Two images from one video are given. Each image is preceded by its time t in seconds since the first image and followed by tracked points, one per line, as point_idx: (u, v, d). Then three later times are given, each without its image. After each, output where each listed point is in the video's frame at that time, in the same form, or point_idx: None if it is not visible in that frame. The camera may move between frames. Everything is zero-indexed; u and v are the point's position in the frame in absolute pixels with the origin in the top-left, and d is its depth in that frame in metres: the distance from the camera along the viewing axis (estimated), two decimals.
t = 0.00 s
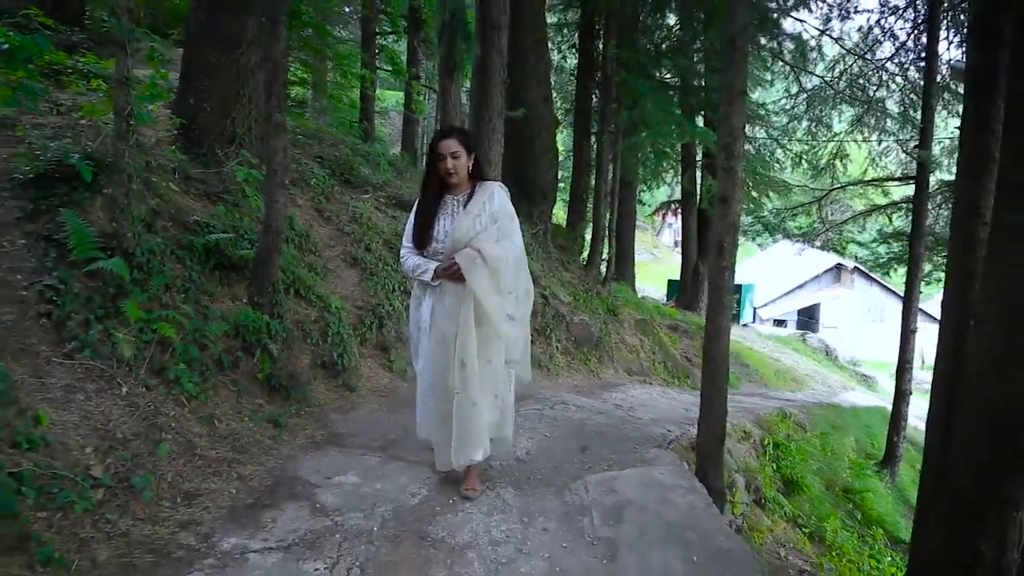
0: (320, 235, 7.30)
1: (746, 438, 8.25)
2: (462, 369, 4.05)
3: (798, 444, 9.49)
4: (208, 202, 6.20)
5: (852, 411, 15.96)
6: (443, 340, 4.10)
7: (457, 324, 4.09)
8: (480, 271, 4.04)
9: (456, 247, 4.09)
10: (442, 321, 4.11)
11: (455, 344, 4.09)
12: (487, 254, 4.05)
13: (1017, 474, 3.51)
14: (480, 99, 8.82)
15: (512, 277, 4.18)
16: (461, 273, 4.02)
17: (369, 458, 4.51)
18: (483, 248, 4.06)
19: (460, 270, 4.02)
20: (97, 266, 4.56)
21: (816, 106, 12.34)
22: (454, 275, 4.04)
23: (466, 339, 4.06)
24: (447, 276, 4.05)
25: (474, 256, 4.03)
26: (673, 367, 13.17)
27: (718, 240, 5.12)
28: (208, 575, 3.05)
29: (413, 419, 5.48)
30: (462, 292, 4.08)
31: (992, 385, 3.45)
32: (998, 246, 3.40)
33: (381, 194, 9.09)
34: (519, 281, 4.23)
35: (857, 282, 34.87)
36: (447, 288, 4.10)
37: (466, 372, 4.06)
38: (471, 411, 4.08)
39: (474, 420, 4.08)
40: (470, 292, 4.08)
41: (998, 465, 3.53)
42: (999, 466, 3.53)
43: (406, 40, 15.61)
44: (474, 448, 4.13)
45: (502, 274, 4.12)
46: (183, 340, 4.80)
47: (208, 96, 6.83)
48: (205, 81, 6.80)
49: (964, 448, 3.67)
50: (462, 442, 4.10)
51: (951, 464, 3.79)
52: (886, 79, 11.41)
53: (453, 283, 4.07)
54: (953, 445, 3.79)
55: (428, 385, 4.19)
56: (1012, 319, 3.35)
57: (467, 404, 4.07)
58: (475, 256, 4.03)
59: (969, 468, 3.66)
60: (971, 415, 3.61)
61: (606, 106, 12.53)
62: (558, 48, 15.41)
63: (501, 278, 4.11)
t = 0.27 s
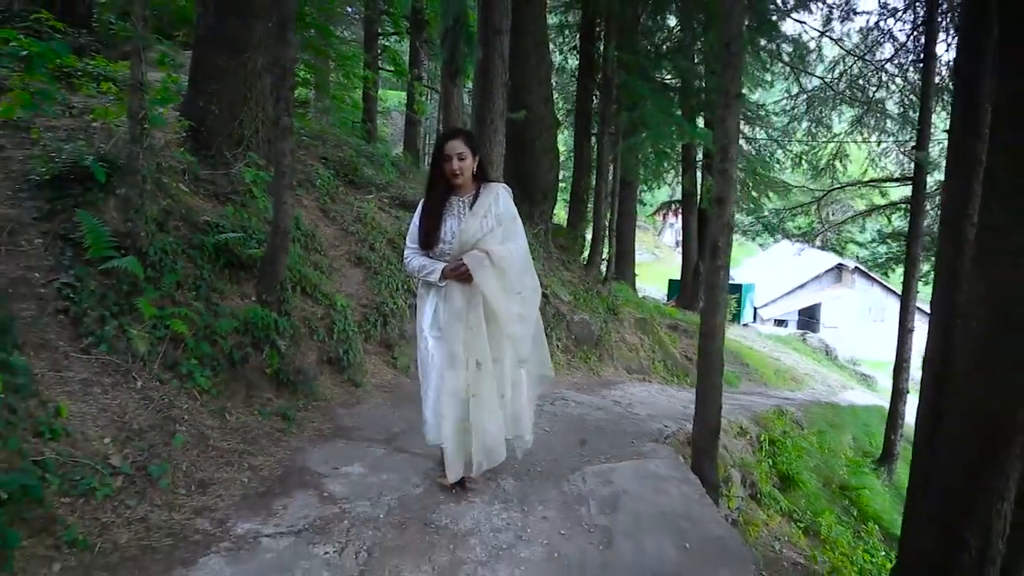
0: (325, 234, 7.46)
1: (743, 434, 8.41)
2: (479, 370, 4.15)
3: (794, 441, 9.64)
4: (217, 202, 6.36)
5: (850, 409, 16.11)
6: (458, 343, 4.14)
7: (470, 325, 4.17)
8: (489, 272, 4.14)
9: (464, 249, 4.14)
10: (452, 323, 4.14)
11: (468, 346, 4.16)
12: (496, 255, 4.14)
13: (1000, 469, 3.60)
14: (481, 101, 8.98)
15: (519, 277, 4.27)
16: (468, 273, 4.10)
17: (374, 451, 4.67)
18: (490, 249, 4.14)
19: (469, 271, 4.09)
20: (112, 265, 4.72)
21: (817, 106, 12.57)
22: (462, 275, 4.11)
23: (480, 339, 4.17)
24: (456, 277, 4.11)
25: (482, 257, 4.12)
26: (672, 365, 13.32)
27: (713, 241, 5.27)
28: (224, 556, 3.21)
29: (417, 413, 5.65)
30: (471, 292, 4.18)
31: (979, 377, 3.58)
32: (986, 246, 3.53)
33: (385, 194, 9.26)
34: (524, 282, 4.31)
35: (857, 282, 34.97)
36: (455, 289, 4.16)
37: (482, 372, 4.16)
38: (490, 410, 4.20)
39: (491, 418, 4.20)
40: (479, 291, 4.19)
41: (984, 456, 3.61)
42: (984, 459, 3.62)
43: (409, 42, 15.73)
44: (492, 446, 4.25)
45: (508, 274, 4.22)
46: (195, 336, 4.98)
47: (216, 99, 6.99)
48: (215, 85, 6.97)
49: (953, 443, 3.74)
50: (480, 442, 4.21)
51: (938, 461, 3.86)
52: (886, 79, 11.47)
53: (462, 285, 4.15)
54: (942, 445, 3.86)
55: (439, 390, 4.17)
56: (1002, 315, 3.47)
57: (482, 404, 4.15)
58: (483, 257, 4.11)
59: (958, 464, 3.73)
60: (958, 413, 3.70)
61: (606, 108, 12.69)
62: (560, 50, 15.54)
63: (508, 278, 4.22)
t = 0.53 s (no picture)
0: (333, 235, 7.66)
1: (740, 430, 8.59)
2: (494, 372, 4.11)
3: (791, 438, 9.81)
4: (228, 203, 6.56)
5: (849, 408, 16.26)
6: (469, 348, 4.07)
7: (479, 328, 4.11)
8: (494, 275, 4.05)
9: (467, 254, 4.03)
10: (460, 328, 4.05)
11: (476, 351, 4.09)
12: (500, 258, 4.05)
13: (985, 463, 3.83)
14: (484, 104, 9.17)
15: (522, 279, 4.19)
16: (473, 277, 3.98)
17: (382, 443, 4.86)
18: (494, 253, 4.05)
19: (474, 275, 3.98)
20: (129, 264, 4.92)
21: (817, 107, 12.62)
22: (466, 280, 4.00)
23: (490, 340, 4.12)
24: (461, 281, 3.99)
25: (486, 261, 4.02)
26: (672, 364, 13.48)
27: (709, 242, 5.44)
28: (242, 539, 3.41)
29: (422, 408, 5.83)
30: (477, 296, 4.09)
31: (963, 378, 3.82)
32: (971, 251, 3.76)
33: (390, 195, 9.44)
34: (527, 285, 4.22)
35: (858, 282, 35.10)
36: (459, 294, 4.06)
37: (498, 373, 4.14)
38: (507, 410, 4.16)
39: (504, 421, 4.16)
40: (483, 295, 4.10)
41: (970, 452, 3.85)
42: (968, 453, 3.86)
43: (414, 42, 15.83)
44: (511, 446, 4.22)
45: (512, 277, 4.13)
46: (209, 332, 5.17)
47: (227, 103, 7.18)
48: (225, 89, 7.17)
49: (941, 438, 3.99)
50: (500, 444, 4.17)
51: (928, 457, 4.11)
52: (886, 81, 11.56)
53: (466, 290, 4.04)
54: (932, 442, 4.11)
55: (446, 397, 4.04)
56: (986, 318, 3.71)
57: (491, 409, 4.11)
58: (488, 261, 4.02)
59: (945, 460, 3.97)
60: (946, 412, 3.95)
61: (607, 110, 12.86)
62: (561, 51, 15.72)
63: (512, 282, 4.13)
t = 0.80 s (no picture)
0: (340, 235, 7.85)
1: (737, 426, 8.78)
2: (497, 372, 4.10)
3: (789, 435, 9.99)
4: (239, 205, 6.75)
5: (848, 406, 16.43)
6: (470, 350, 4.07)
7: (479, 329, 4.10)
8: (492, 276, 4.04)
9: (465, 256, 4.03)
10: (459, 330, 4.05)
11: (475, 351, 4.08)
12: (497, 259, 4.05)
13: (977, 427, 4.78)
14: (487, 107, 9.35)
15: (521, 278, 4.17)
16: (472, 279, 3.99)
17: (390, 435, 5.06)
18: (491, 254, 4.04)
19: (473, 277, 3.98)
20: (146, 263, 5.11)
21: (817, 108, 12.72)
22: (465, 282, 4.00)
23: (492, 340, 4.10)
24: (459, 282, 3.99)
25: (484, 262, 4.02)
26: (672, 362, 13.65)
27: (706, 242, 5.61)
28: (260, 524, 3.59)
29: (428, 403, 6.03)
30: (476, 297, 4.07)
31: (957, 360, 4.72)
32: (960, 255, 4.62)
33: (395, 196, 9.64)
34: (526, 284, 4.20)
35: (859, 282, 35.25)
36: (457, 295, 4.05)
37: (502, 372, 4.12)
38: (512, 409, 4.14)
39: (505, 422, 4.12)
40: (482, 296, 4.08)
41: (963, 418, 4.78)
42: (964, 420, 4.79)
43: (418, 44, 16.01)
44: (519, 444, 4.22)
45: (510, 277, 4.12)
46: (223, 329, 5.36)
47: (237, 106, 7.36)
48: (235, 93, 7.34)
49: (937, 410, 4.90)
50: (506, 442, 4.17)
51: (925, 424, 5.03)
52: (886, 82, 11.31)
53: (464, 291, 4.03)
54: (930, 415, 4.96)
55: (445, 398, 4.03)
56: (975, 312, 4.60)
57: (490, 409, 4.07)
58: (485, 262, 4.01)
59: (944, 428, 4.88)
60: (941, 388, 4.85)
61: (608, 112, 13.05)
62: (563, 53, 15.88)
63: (510, 283, 4.11)
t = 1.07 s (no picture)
0: (348, 234, 8.03)
1: (737, 422, 8.96)
2: (495, 368, 4.16)
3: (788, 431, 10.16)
4: (250, 204, 6.92)
5: (848, 404, 16.59)
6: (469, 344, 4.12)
7: (479, 324, 4.15)
8: (493, 272, 4.11)
9: (466, 252, 4.09)
10: (460, 324, 4.10)
11: (475, 346, 4.13)
12: (499, 255, 4.12)
13: (966, 419, 4.95)
14: (491, 109, 9.51)
15: (519, 276, 4.24)
16: (474, 274, 4.04)
17: (398, 427, 5.23)
18: (492, 250, 4.11)
19: (474, 272, 4.04)
20: (163, 260, 5.28)
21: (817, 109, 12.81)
22: (466, 277, 4.06)
23: (490, 337, 4.16)
24: (461, 278, 4.04)
25: (485, 258, 4.07)
26: (673, 361, 13.81)
27: (705, 241, 5.77)
28: (277, 508, 3.77)
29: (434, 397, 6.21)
30: (478, 293, 4.13)
31: (949, 353, 4.88)
32: (954, 254, 4.76)
33: (400, 196, 9.83)
34: (524, 281, 4.28)
35: (859, 281, 35.32)
36: (459, 291, 4.11)
37: (498, 369, 4.18)
38: (507, 405, 4.19)
39: (502, 417, 4.19)
40: (483, 291, 4.14)
41: (954, 411, 4.95)
42: (955, 413, 4.95)
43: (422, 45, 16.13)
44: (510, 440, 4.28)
45: (511, 273, 4.21)
46: (238, 324, 5.53)
47: (247, 108, 7.51)
48: (244, 95, 7.50)
49: (929, 404, 5.05)
50: (499, 437, 4.23)
51: (918, 417, 5.18)
52: (886, 83, 11.34)
53: (466, 287, 4.09)
54: (921, 410, 5.13)
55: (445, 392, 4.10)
56: (965, 307, 4.76)
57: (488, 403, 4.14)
58: (487, 258, 4.07)
59: (936, 427, 5.04)
60: (933, 384, 5.00)
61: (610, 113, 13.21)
62: (565, 54, 16.03)
63: (509, 278, 4.20)
